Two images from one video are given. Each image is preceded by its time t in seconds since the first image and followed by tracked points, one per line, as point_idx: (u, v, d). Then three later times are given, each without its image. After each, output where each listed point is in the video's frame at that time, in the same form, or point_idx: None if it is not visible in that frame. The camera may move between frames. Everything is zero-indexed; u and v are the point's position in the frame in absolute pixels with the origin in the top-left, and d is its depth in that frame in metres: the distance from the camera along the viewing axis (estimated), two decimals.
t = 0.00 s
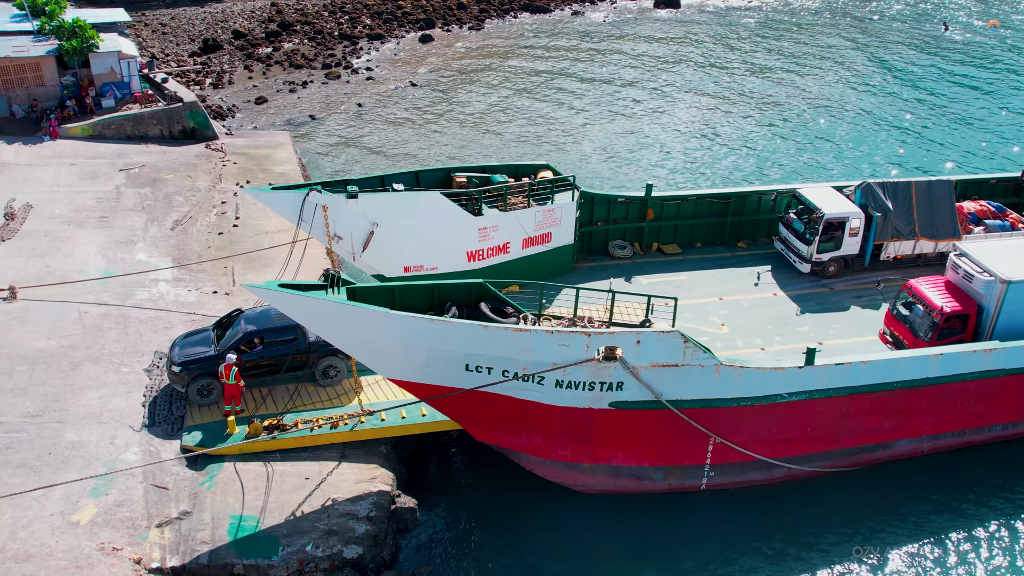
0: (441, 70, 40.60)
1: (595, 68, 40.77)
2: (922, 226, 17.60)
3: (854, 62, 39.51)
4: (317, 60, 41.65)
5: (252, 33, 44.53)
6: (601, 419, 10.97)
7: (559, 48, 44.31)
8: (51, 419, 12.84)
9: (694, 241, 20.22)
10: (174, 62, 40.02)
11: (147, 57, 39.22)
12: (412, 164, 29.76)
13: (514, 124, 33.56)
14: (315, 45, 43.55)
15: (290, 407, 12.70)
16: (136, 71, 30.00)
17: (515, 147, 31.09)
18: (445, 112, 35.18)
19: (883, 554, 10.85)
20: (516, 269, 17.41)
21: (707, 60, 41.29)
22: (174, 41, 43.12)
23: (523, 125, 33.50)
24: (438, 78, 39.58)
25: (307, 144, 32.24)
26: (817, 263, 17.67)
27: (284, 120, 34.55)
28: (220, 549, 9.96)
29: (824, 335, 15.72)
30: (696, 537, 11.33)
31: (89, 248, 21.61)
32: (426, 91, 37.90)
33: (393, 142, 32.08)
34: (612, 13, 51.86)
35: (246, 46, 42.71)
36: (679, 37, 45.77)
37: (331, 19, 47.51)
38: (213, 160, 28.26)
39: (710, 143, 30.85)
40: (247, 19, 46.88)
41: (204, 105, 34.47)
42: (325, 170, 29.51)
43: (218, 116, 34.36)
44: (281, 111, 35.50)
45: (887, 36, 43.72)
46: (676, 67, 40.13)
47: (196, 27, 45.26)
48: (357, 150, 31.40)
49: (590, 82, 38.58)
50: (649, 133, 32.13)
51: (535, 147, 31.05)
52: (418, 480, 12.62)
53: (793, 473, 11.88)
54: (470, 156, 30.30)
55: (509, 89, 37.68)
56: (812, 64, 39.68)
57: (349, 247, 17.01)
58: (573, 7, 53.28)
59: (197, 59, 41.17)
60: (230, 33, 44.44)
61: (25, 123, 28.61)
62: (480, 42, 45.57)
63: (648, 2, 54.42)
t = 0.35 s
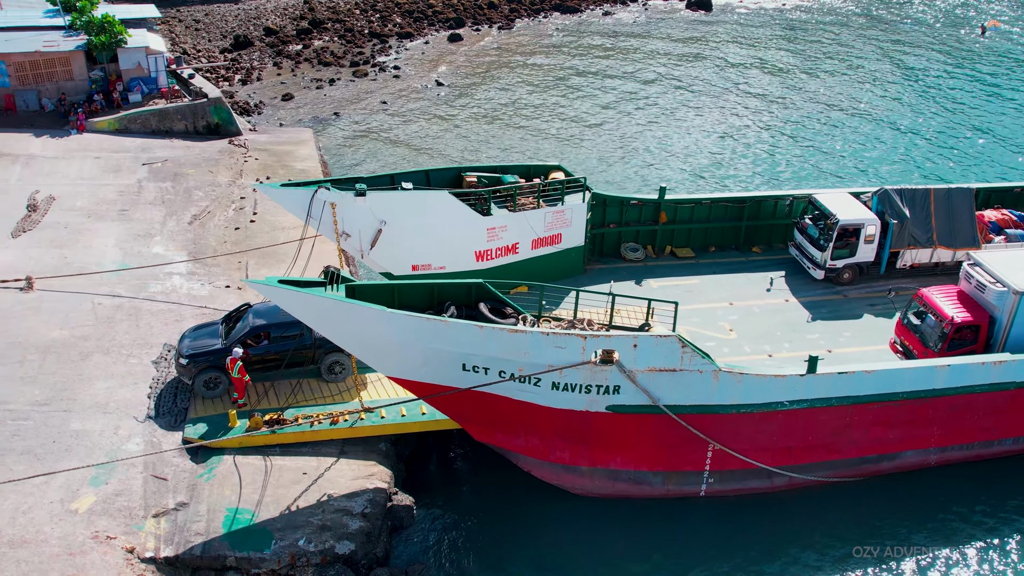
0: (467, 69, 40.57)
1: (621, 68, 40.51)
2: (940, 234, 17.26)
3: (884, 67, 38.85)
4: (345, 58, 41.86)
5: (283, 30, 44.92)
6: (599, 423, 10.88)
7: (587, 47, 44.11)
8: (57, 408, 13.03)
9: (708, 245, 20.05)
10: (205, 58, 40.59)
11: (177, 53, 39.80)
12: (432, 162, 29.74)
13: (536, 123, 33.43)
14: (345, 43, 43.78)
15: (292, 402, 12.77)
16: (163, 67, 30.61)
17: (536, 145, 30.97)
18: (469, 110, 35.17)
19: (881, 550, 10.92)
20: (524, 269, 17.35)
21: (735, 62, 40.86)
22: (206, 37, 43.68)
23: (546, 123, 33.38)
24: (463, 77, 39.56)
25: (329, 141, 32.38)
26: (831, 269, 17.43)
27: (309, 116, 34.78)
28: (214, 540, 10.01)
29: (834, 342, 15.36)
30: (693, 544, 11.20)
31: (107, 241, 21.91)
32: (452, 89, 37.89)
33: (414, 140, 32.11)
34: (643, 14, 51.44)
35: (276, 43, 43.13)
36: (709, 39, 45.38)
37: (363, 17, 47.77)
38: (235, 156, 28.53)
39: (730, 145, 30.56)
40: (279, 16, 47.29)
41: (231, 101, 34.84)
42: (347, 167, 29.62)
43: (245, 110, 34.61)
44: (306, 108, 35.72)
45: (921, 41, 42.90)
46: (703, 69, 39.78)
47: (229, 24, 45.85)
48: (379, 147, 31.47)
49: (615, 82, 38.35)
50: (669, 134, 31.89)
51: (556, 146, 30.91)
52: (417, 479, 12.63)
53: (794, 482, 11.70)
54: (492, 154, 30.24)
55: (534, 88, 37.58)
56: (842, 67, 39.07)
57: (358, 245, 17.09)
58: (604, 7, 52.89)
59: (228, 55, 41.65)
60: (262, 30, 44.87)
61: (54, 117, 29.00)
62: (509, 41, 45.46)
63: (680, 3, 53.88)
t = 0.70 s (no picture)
0: (506, 69, 40.52)
1: (661, 69, 40.10)
2: (972, 246, 16.76)
3: (928, 74, 37.92)
4: (387, 56, 42.14)
5: (328, 27, 45.42)
6: (606, 427, 10.79)
7: (628, 48, 43.75)
8: (77, 394, 13.32)
9: (734, 251, 19.78)
10: (249, 54, 41.23)
11: (222, 48, 40.50)
12: (464, 160, 29.73)
13: (571, 123, 33.24)
14: (388, 41, 44.09)
15: (305, 396, 12.88)
16: (203, 62, 30.70)
17: (569, 146, 30.78)
18: (505, 109, 35.09)
19: (881, 549, 10.93)
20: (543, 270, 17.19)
21: (778, 66, 40.14)
22: (253, 33, 44.37)
23: (582, 123, 33.17)
24: (502, 76, 39.51)
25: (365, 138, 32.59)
26: (858, 279, 17.04)
27: (347, 112, 35.08)
28: (218, 529, 10.09)
29: (855, 354, 14.90)
30: (698, 553, 11.02)
31: (138, 231, 22.35)
32: (490, 88, 37.86)
33: (448, 138, 32.16)
34: (688, 15, 50.80)
35: (321, 39, 43.61)
36: (753, 42, 44.68)
37: (407, 15, 48.01)
38: (270, 151, 28.87)
39: (765, 149, 30.06)
40: (325, 13, 47.81)
41: (271, 97, 35.38)
42: (381, 164, 29.79)
43: (285, 106, 35.19)
44: (344, 104, 36.02)
45: (974, 48, 41.62)
46: (743, 72, 39.21)
47: (275, 20, 46.48)
48: (413, 145, 31.57)
49: (654, 83, 37.97)
50: (703, 137, 31.50)
51: (589, 147, 30.67)
52: (425, 476, 12.64)
53: (806, 494, 11.46)
54: (525, 153, 30.12)
55: (571, 88, 37.37)
56: (885, 73, 38.20)
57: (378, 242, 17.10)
58: (649, 8, 52.25)
59: (272, 51, 42.27)
60: (307, 27, 45.42)
61: (96, 108, 29.85)
62: (551, 41, 45.30)
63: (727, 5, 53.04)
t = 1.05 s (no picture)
0: (550, 69, 40.30)
1: (706, 71, 39.50)
2: (1008, 260, 16.24)
3: (974, 81, 36.87)
4: (433, 54, 42.31)
5: (377, 24, 45.75)
6: (613, 431, 10.66)
7: (674, 50, 43.21)
8: (99, 379, 13.67)
9: (763, 257, 19.43)
10: (298, 49, 41.82)
11: (269, 44, 41.14)
12: (498, 160, 29.67)
13: (609, 124, 32.97)
14: (435, 39, 44.27)
15: (319, 389, 13.02)
16: (247, 57, 31.41)
17: (605, 147, 30.51)
18: (544, 109, 34.98)
19: (881, 549, 10.86)
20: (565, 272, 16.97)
21: (826, 70, 39.25)
22: (302, 29, 44.93)
23: (620, 125, 32.87)
24: (545, 76, 39.29)
25: (403, 135, 32.73)
26: (888, 290, 16.61)
27: (387, 110, 35.31)
28: (224, 517, 10.18)
29: (878, 366, 14.54)
30: (703, 563, 10.81)
31: (172, 222, 22.81)
32: (532, 88, 37.73)
33: (485, 136, 32.15)
34: (739, 17, 49.93)
35: (368, 36, 43.95)
36: (803, 46, 43.77)
37: (455, 13, 48.12)
38: (309, 145, 29.16)
39: (803, 155, 29.44)
40: (375, 10, 48.10)
41: (315, 93, 35.86)
42: (417, 162, 29.92)
43: (328, 103, 35.72)
44: (386, 102, 36.26)
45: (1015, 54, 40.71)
46: (787, 76, 38.49)
47: (326, 16, 46.94)
48: (449, 143, 31.62)
49: (696, 85, 37.48)
50: (741, 141, 30.98)
51: (625, 148, 30.37)
52: (435, 473, 12.66)
53: (818, 508, 11.21)
54: (560, 154, 29.98)
55: (612, 89, 37.04)
56: (932, 79, 37.21)
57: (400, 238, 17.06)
58: (699, 10, 51.17)
59: (320, 47, 42.76)
60: (356, 24, 45.83)
61: (142, 100, 30.68)
62: (598, 42, 44.93)
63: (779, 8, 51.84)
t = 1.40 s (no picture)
0: (590, 70, 39.96)
1: (746, 74, 38.85)
2: None
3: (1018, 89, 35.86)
4: (474, 53, 42.34)
5: (421, 22, 45.89)
6: (616, 436, 10.54)
7: (716, 52, 42.61)
8: (117, 366, 13.99)
9: (788, 265, 18.99)
10: (341, 46, 42.17)
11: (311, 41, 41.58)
12: (529, 159, 29.53)
13: (643, 125, 32.64)
14: (477, 38, 44.31)
15: (330, 383, 13.13)
16: (287, 52, 31.48)
17: (637, 149, 30.22)
18: (580, 109, 34.74)
19: (881, 548, 10.85)
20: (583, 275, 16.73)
21: (869, 76, 38.31)
22: (347, 25, 45.21)
23: (655, 127, 32.51)
24: (584, 77, 38.95)
25: (436, 133, 32.78)
26: (913, 301, 16.17)
27: (423, 107, 35.41)
28: (226, 506, 10.28)
29: (898, 379, 14.11)
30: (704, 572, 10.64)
31: (201, 214, 23.20)
32: (570, 88, 37.48)
33: (518, 136, 32.03)
34: (787, 20, 48.94)
35: (411, 34, 44.11)
36: (847, 50, 42.82)
37: (500, 13, 48.06)
38: (342, 142, 29.39)
39: (838, 161, 28.80)
40: (420, 8, 48.18)
41: (354, 89, 36.16)
42: (449, 160, 29.94)
43: (366, 99, 35.95)
44: (424, 100, 36.35)
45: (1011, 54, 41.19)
46: (827, 80, 37.76)
47: (371, 12, 47.16)
48: (482, 142, 31.57)
49: (734, 88, 36.95)
50: (774, 145, 30.44)
51: (656, 151, 30.03)
52: (441, 471, 12.65)
53: (825, 521, 10.98)
54: (592, 155, 29.76)
55: (651, 91, 36.63)
56: (975, 87, 36.24)
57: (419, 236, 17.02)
58: (747, 13, 50.23)
59: (363, 44, 43.05)
60: (401, 21, 46.00)
61: (182, 93, 31.28)
62: (641, 43, 44.44)
63: (828, 12, 50.71)
